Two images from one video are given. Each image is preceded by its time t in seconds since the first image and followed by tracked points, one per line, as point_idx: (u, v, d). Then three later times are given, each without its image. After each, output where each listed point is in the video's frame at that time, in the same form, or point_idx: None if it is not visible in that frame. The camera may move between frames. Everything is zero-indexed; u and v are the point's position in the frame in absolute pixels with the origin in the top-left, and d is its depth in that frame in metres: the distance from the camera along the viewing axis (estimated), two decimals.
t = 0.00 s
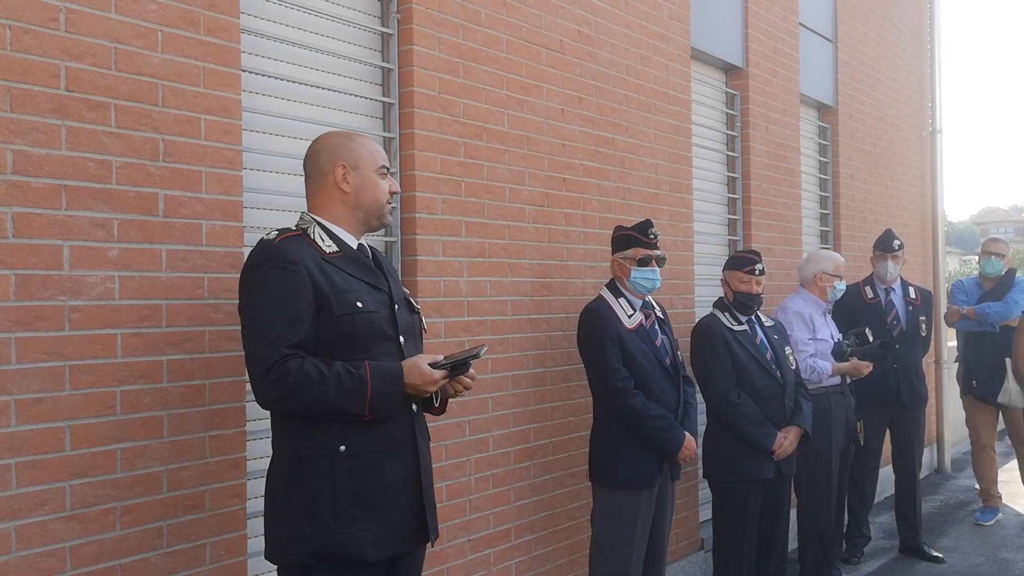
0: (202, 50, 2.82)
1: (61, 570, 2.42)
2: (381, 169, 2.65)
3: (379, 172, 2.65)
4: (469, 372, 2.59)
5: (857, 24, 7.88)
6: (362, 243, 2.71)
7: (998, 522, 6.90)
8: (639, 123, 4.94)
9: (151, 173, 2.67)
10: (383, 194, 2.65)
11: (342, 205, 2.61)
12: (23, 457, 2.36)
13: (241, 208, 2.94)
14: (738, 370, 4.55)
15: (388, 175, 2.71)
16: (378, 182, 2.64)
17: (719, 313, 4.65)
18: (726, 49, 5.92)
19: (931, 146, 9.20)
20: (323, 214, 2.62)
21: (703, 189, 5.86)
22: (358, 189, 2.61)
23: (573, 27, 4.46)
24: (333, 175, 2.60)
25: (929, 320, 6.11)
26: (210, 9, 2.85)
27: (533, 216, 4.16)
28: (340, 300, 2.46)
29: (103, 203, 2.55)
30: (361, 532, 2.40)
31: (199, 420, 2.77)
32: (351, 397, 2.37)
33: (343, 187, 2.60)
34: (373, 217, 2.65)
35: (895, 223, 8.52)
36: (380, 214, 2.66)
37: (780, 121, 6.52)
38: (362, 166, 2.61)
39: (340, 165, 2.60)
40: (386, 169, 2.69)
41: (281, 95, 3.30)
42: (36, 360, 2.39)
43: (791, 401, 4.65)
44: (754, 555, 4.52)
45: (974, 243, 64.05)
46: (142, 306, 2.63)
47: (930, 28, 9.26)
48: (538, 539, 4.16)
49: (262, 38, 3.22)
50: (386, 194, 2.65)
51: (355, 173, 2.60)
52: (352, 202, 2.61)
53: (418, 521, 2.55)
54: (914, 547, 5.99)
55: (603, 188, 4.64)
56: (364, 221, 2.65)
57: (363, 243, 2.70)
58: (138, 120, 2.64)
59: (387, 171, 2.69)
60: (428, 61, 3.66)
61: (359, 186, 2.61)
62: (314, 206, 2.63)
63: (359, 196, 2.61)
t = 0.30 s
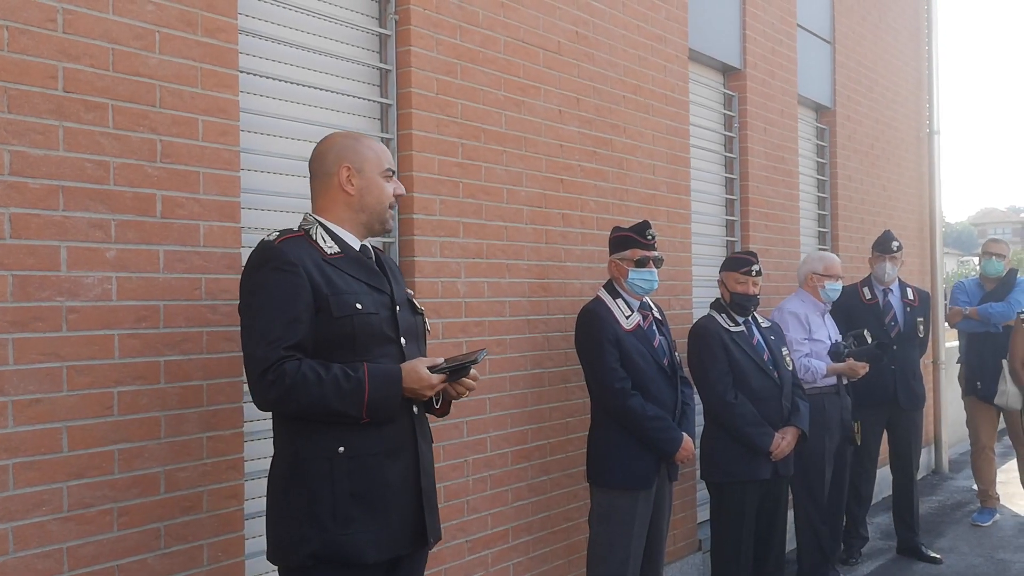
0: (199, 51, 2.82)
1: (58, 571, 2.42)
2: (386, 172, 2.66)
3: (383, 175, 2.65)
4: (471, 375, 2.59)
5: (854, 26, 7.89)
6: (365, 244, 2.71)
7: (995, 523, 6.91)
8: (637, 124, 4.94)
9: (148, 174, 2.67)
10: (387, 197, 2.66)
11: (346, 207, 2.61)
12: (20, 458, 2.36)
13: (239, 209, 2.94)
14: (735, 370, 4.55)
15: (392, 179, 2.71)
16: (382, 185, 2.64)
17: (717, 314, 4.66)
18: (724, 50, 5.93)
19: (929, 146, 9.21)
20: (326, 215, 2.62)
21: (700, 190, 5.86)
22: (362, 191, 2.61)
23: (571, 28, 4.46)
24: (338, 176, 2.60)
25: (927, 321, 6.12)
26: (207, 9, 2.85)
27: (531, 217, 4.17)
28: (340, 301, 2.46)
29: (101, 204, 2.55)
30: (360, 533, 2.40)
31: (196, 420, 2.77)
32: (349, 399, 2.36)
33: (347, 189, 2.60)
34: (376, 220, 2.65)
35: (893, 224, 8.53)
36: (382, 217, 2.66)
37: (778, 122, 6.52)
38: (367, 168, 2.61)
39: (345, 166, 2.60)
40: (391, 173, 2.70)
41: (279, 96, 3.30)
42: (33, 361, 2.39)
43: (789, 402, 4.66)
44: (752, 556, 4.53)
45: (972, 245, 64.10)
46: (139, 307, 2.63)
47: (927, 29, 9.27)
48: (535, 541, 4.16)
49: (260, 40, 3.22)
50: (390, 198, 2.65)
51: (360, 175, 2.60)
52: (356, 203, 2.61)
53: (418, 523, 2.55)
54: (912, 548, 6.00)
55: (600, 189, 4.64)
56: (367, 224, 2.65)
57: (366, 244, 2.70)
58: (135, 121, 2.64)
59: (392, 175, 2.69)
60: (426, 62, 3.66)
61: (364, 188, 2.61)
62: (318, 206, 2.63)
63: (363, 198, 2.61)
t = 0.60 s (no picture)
0: (197, 52, 2.82)
1: (55, 572, 2.42)
2: (388, 174, 2.65)
3: (386, 176, 2.65)
4: (468, 378, 2.59)
5: (852, 27, 7.91)
6: (367, 245, 2.71)
7: (992, 524, 6.92)
8: (634, 125, 4.95)
9: (146, 175, 2.67)
10: (390, 199, 2.66)
11: (348, 209, 2.61)
12: (17, 459, 2.35)
13: (236, 210, 2.94)
14: (733, 371, 4.55)
15: (395, 181, 2.71)
16: (385, 186, 2.64)
17: (714, 314, 4.66)
18: (721, 51, 5.93)
19: (926, 148, 9.23)
20: (329, 217, 2.62)
21: (698, 191, 5.87)
22: (364, 193, 2.61)
23: (569, 29, 4.47)
24: (340, 177, 2.60)
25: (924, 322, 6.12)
26: (205, 10, 2.85)
27: (528, 218, 4.17)
28: (340, 303, 2.46)
29: (98, 205, 2.55)
30: (358, 534, 2.40)
31: (194, 421, 2.77)
32: (348, 400, 2.37)
33: (350, 191, 2.60)
34: (378, 222, 2.65)
35: (890, 225, 8.55)
36: (384, 218, 2.65)
37: (775, 124, 6.53)
38: (369, 170, 2.61)
39: (347, 168, 2.60)
40: (394, 175, 2.69)
41: (277, 97, 3.30)
42: (30, 362, 2.39)
43: (786, 403, 4.67)
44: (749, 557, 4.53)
45: (970, 245, 64.16)
46: (137, 308, 2.63)
47: (925, 30, 9.28)
48: (533, 542, 4.16)
49: (258, 40, 3.22)
50: (392, 200, 2.65)
51: (362, 176, 2.60)
52: (358, 205, 2.62)
53: (417, 525, 2.55)
54: (910, 548, 6.00)
55: (598, 190, 4.64)
56: (369, 225, 2.65)
57: (368, 245, 2.70)
58: (133, 122, 2.64)
59: (395, 177, 2.69)
60: (424, 63, 3.67)
61: (366, 190, 2.61)
62: (320, 207, 2.63)
63: (365, 200, 2.61)
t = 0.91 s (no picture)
0: (195, 52, 2.82)
1: (52, 573, 2.42)
2: (387, 174, 2.66)
3: (385, 177, 2.65)
4: (468, 378, 2.59)
5: (850, 28, 7.92)
6: (366, 245, 2.72)
7: (990, 524, 6.92)
8: (632, 126, 4.96)
9: (144, 175, 2.67)
10: (389, 199, 2.66)
11: (347, 210, 2.62)
12: (14, 460, 2.35)
13: (234, 210, 2.95)
14: (730, 372, 4.56)
15: (394, 181, 2.71)
16: (383, 186, 2.64)
17: (712, 315, 4.66)
18: (720, 52, 5.94)
19: (924, 149, 9.24)
20: (328, 218, 2.62)
21: (696, 192, 5.87)
22: (363, 193, 2.61)
23: (567, 30, 4.47)
24: (338, 179, 2.60)
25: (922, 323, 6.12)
26: (203, 11, 2.85)
27: (526, 219, 4.17)
28: (338, 303, 2.46)
29: (95, 206, 2.55)
30: (356, 535, 2.40)
31: (191, 422, 2.77)
32: (346, 401, 2.37)
33: (348, 192, 2.61)
34: (377, 222, 2.65)
35: (888, 226, 8.55)
36: (383, 219, 2.66)
37: (773, 125, 6.54)
38: (367, 170, 2.61)
39: (345, 169, 2.61)
40: (392, 175, 2.69)
41: (275, 98, 3.30)
42: (28, 363, 2.39)
43: (784, 405, 4.67)
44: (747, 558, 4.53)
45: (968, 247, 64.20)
46: (135, 309, 2.63)
47: (923, 32, 9.29)
48: (530, 542, 4.16)
49: (256, 41, 3.22)
50: (391, 200, 2.65)
51: (360, 177, 2.61)
52: (357, 206, 2.62)
53: (415, 526, 2.55)
54: (907, 549, 6.01)
55: (596, 191, 4.65)
56: (368, 226, 2.65)
57: (367, 246, 2.70)
58: (130, 122, 2.64)
59: (393, 176, 2.69)
60: (422, 64, 3.67)
61: (364, 190, 2.61)
62: (319, 209, 2.64)
63: (364, 200, 2.62)
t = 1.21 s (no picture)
0: (193, 53, 2.82)
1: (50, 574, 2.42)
2: (383, 174, 2.66)
3: (380, 177, 2.65)
4: (464, 378, 2.60)
5: (848, 28, 7.92)
6: (362, 245, 2.72)
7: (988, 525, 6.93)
8: (630, 127, 4.96)
9: (142, 176, 2.67)
10: (385, 199, 2.66)
11: (343, 210, 2.62)
12: (12, 460, 2.35)
13: (232, 211, 2.95)
14: (728, 373, 4.56)
15: (390, 180, 2.71)
16: (379, 186, 2.64)
17: (710, 316, 4.66)
18: (718, 53, 5.95)
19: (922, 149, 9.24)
20: (324, 218, 2.62)
21: (694, 193, 5.88)
22: (358, 193, 2.61)
23: (565, 31, 4.47)
24: (334, 179, 2.60)
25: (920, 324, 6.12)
26: (201, 12, 2.85)
27: (524, 219, 4.17)
28: (336, 304, 2.46)
29: (93, 206, 2.55)
30: (353, 535, 2.40)
31: (190, 423, 2.77)
32: (344, 401, 2.37)
33: (344, 192, 2.61)
34: (373, 222, 2.65)
35: (886, 227, 8.56)
36: (379, 219, 2.66)
37: (771, 125, 6.54)
38: (363, 170, 2.62)
39: (341, 170, 2.61)
40: (388, 175, 2.69)
41: (273, 98, 3.30)
42: (25, 363, 2.39)
43: (781, 405, 4.69)
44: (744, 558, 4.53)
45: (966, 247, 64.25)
46: (132, 309, 2.63)
47: (921, 33, 9.30)
48: (529, 543, 4.16)
49: (254, 42, 3.22)
50: (386, 200, 2.65)
51: (356, 177, 2.61)
52: (353, 206, 2.62)
53: (412, 527, 2.55)
54: (905, 550, 6.01)
55: (594, 191, 4.65)
56: (364, 226, 2.65)
57: (363, 246, 2.70)
58: (128, 123, 2.64)
59: (389, 176, 2.69)
60: (419, 64, 3.67)
61: (361, 190, 2.61)
62: (315, 209, 2.64)
63: (360, 201, 2.62)
